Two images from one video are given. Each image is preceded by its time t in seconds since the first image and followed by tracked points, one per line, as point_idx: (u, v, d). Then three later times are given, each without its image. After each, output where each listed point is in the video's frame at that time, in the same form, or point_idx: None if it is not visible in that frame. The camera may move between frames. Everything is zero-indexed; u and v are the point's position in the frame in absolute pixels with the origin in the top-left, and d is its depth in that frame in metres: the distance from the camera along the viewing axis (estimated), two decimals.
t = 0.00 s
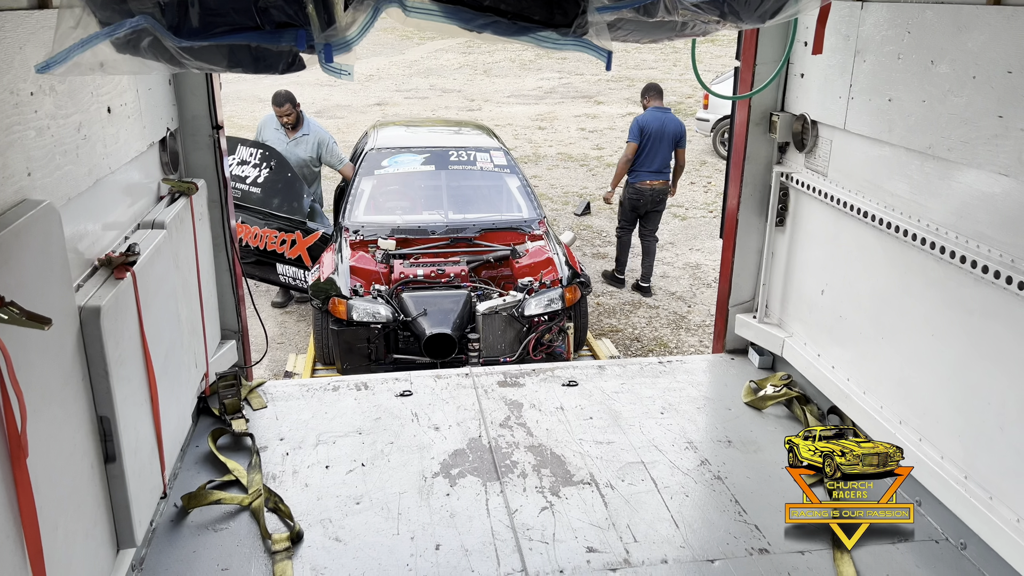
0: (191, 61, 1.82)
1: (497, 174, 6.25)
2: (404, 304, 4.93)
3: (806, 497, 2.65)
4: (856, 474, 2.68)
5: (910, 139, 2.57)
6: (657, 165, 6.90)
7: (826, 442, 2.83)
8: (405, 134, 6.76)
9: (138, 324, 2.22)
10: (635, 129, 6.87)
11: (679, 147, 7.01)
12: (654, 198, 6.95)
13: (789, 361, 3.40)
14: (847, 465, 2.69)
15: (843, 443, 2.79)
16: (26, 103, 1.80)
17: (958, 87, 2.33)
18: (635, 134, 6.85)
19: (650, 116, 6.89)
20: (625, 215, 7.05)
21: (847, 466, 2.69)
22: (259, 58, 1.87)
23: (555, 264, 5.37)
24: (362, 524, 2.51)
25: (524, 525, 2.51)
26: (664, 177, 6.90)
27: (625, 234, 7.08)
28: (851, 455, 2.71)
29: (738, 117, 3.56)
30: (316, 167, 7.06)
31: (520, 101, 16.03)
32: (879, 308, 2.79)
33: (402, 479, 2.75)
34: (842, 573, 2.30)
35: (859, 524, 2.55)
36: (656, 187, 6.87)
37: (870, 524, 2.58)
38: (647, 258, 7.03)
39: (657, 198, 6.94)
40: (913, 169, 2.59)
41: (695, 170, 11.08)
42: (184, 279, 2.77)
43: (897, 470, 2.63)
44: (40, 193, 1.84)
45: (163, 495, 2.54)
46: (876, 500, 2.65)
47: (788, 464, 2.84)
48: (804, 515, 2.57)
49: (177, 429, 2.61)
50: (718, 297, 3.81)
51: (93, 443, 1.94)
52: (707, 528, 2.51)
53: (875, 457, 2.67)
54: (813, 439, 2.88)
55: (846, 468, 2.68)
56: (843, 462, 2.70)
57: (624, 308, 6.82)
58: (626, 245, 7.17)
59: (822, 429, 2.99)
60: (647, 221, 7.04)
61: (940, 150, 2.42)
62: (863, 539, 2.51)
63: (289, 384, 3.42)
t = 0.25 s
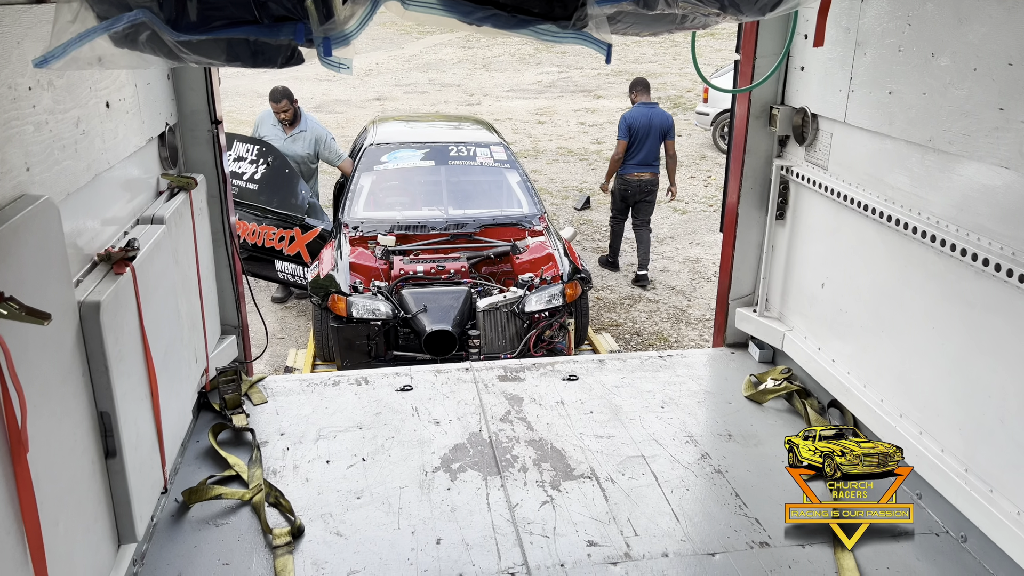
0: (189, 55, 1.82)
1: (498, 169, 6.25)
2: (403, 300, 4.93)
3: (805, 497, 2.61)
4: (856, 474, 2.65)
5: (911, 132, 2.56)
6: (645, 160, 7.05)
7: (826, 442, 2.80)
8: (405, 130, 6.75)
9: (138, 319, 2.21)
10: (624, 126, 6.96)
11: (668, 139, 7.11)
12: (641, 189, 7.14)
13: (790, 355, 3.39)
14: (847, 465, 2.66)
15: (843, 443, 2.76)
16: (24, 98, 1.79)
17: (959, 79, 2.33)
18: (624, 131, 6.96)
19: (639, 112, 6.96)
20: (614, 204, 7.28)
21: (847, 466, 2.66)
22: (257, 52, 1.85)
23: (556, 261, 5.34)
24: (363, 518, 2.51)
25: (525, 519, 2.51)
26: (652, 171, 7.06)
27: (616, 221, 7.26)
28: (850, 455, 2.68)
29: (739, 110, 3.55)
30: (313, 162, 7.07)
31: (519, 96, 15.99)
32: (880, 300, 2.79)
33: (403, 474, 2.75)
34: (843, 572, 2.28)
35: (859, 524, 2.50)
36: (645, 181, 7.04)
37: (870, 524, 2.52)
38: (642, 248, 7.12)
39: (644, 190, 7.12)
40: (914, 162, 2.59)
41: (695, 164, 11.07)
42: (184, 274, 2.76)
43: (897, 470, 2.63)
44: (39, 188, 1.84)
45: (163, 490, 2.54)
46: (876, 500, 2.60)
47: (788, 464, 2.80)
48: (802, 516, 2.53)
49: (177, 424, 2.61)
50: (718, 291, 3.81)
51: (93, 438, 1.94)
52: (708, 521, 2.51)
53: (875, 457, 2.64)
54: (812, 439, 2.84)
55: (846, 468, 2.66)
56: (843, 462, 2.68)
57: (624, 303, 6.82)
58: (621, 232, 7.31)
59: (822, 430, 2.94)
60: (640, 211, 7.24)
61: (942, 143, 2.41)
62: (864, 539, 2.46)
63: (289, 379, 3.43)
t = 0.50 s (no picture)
0: (189, 48, 1.81)
1: (498, 163, 6.24)
2: (404, 296, 4.93)
3: (805, 497, 2.59)
4: (856, 474, 2.69)
5: (912, 124, 2.55)
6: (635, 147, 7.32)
7: (826, 442, 2.81)
8: (405, 124, 6.74)
9: (139, 314, 2.21)
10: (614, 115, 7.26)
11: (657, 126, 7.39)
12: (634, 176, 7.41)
13: (791, 348, 3.39)
14: (847, 465, 2.70)
15: (842, 443, 2.80)
16: (24, 91, 1.79)
17: (961, 71, 2.32)
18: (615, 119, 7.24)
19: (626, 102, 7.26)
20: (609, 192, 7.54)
21: (847, 465, 2.70)
22: (257, 45, 1.86)
23: (556, 256, 5.34)
24: (365, 512, 2.52)
25: (527, 512, 2.51)
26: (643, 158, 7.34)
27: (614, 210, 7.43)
28: (850, 455, 2.72)
29: (740, 103, 3.54)
30: (314, 159, 7.05)
31: (519, 89, 15.96)
32: (882, 293, 2.79)
33: (405, 468, 2.75)
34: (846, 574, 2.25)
35: (859, 524, 2.48)
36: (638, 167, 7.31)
37: (870, 525, 2.50)
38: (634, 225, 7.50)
39: (637, 176, 7.39)
40: (916, 154, 2.58)
41: (695, 158, 11.04)
42: (185, 269, 2.76)
43: (896, 470, 2.69)
44: (39, 182, 1.83)
45: (166, 484, 2.54)
46: (876, 501, 2.59)
47: (787, 464, 2.80)
48: (802, 516, 2.50)
49: (179, 419, 2.61)
50: (720, 284, 3.80)
51: (95, 433, 1.94)
52: (710, 514, 2.51)
53: (875, 457, 2.70)
54: (813, 439, 2.84)
55: (846, 468, 2.69)
56: (843, 462, 2.71)
57: (625, 297, 6.82)
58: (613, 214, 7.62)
59: (821, 429, 2.91)
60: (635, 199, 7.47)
61: (943, 135, 2.40)
62: (863, 540, 2.43)
63: (290, 373, 3.43)
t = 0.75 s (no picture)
0: (187, 40, 1.80)
1: (499, 157, 6.23)
2: (404, 289, 4.93)
3: (805, 497, 2.55)
4: (856, 474, 2.66)
5: (914, 115, 2.54)
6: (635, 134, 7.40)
7: (826, 442, 2.77)
8: (405, 118, 6.73)
9: (140, 306, 2.21)
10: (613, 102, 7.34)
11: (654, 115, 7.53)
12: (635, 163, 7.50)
13: (792, 339, 3.39)
14: (847, 465, 2.66)
15: (842, 443, 2.76)
16: (23, 83, 1.78)
17: (963, 61, 2.31)
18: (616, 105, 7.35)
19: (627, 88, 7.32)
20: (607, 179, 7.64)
21: (847, 465, 2.66)
22: (257, 36, 1.84)
23: (558, 249, 5.34)
24: (366, 504, 2.52)
25: (529, 504, 2.52)
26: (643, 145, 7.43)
27: (614, 198, 7.53)
28: (851, 455, 2.68)
29: (741, 94, 3.53)
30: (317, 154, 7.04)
31: (519, 82, 15.92)
32: (883, 284, 2.78)
33: (406, 460, 2.76)
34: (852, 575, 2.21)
35: (859, 524, 2.44)
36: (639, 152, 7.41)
37: (870, 525, 2.46)
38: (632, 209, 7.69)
39: (636, 163, 7.49)
40: (918, 145, 2.57)
41: (696, 150, 11.02)
42: (185, 261, 2.76)
43: (896, 470, 2.68)
44: (39, 174, 1.83)
45: (168, 477, 2.55)
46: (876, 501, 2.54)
47: (787, 464, 2.75)
48: (802, 516, 2.46)
49: (181, 411, 2.62)
50: (721, 276, 3.80)
51: (97, 426, 1.94)
52: (711, 505, 2.51)
53: (875, 457, 2.67)
54: (813, 439, 2.80)
55: (846, 468, 2.66)
56: (843, 462, 2.67)
57: (626, 290, 6.82)
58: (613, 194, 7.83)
59: (822, 429, 2.89)
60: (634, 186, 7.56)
61: (946, 126, 2.40)
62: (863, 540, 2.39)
63: (292, 366, 3.43)
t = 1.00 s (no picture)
0: (188, 31, 1.80)
1: (501, 150, 6.22)
2: (407, 286, 4.94)
3: (804, 497, 2.50)
4: (856, 474, 2.62)
5: (916, 105, 2.53)
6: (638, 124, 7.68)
7: (826, 442, 2.73)
8: (406, 111, 6.72)
9: (142, 298, 2.21)
10: (620, 89, 7.57)
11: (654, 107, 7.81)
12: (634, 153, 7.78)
13: (794, 331, 3.39)
14: (847, 465, 2.62)
15: (842, 443, 2.73)
16: (23, 75, 1.78)
17: (966, 50, 2.30)
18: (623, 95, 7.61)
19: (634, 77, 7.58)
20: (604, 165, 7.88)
21: (847, 465, 2.62)
22: (257, 27, 1.84)
23: (560, 243, 5.33)
24: (369, 496, 2.52)
25: (530, 495, 2.52)
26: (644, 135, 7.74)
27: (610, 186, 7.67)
28: (850, 455, 2.65)
29: (742, 85, 3.53)
30: (318, 147, 7.02)
31: (520, 75, 15.89)
32: (885, 274, 2.78)
33: (408, 452, 2.76)
34: None
35: (860, 524, 2.38)
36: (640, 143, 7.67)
37: (870, 525, 2.41)
38: (630, 197, 7.84)
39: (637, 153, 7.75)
40: (920, 135, 2.56)
41: (697, 143, 11.00)
42: (187, 254, 2.76)
43: (896, 470, 2.65)
44: (40, 166, 1.83)
45: (170, 469, 2.55)
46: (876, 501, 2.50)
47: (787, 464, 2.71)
48: (802, 516, 2.42)
49: (183, 404, 2.62)
50: (722, 267, 3.79)
51: (99, 418, 1.95)
52: (713, 496, 2.52)
53: (875, 457, 2.64)
54: (813, 440, 2.77)
55: (846, 468, 2.62)
56: (843, 462, 2.64)
57: (627, 283, 6.81)
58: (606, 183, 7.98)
59: (822, 429, 2.87)
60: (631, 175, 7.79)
61: (947, 116, 2.39)
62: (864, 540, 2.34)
63: (294, 359, 3.43)
